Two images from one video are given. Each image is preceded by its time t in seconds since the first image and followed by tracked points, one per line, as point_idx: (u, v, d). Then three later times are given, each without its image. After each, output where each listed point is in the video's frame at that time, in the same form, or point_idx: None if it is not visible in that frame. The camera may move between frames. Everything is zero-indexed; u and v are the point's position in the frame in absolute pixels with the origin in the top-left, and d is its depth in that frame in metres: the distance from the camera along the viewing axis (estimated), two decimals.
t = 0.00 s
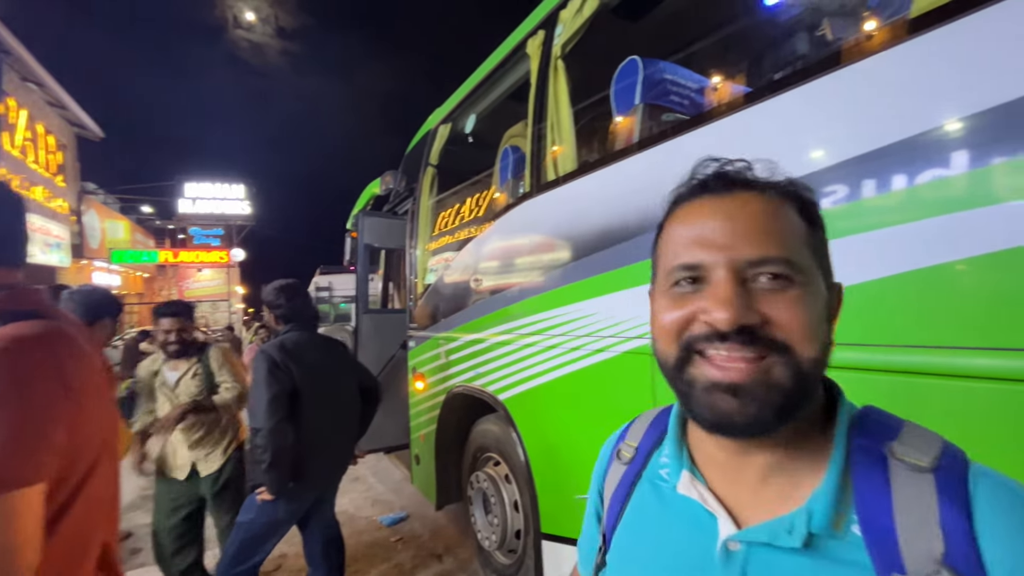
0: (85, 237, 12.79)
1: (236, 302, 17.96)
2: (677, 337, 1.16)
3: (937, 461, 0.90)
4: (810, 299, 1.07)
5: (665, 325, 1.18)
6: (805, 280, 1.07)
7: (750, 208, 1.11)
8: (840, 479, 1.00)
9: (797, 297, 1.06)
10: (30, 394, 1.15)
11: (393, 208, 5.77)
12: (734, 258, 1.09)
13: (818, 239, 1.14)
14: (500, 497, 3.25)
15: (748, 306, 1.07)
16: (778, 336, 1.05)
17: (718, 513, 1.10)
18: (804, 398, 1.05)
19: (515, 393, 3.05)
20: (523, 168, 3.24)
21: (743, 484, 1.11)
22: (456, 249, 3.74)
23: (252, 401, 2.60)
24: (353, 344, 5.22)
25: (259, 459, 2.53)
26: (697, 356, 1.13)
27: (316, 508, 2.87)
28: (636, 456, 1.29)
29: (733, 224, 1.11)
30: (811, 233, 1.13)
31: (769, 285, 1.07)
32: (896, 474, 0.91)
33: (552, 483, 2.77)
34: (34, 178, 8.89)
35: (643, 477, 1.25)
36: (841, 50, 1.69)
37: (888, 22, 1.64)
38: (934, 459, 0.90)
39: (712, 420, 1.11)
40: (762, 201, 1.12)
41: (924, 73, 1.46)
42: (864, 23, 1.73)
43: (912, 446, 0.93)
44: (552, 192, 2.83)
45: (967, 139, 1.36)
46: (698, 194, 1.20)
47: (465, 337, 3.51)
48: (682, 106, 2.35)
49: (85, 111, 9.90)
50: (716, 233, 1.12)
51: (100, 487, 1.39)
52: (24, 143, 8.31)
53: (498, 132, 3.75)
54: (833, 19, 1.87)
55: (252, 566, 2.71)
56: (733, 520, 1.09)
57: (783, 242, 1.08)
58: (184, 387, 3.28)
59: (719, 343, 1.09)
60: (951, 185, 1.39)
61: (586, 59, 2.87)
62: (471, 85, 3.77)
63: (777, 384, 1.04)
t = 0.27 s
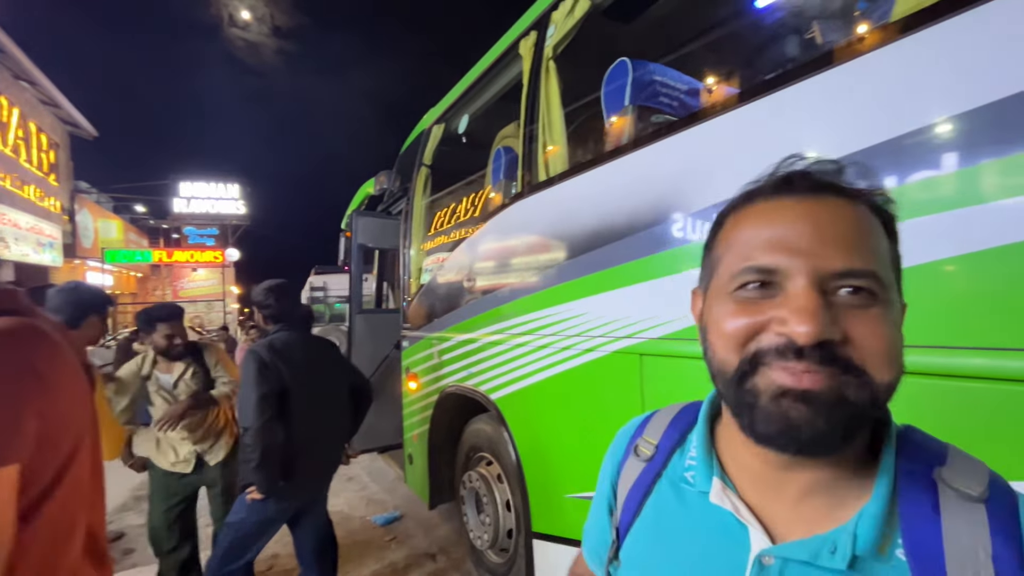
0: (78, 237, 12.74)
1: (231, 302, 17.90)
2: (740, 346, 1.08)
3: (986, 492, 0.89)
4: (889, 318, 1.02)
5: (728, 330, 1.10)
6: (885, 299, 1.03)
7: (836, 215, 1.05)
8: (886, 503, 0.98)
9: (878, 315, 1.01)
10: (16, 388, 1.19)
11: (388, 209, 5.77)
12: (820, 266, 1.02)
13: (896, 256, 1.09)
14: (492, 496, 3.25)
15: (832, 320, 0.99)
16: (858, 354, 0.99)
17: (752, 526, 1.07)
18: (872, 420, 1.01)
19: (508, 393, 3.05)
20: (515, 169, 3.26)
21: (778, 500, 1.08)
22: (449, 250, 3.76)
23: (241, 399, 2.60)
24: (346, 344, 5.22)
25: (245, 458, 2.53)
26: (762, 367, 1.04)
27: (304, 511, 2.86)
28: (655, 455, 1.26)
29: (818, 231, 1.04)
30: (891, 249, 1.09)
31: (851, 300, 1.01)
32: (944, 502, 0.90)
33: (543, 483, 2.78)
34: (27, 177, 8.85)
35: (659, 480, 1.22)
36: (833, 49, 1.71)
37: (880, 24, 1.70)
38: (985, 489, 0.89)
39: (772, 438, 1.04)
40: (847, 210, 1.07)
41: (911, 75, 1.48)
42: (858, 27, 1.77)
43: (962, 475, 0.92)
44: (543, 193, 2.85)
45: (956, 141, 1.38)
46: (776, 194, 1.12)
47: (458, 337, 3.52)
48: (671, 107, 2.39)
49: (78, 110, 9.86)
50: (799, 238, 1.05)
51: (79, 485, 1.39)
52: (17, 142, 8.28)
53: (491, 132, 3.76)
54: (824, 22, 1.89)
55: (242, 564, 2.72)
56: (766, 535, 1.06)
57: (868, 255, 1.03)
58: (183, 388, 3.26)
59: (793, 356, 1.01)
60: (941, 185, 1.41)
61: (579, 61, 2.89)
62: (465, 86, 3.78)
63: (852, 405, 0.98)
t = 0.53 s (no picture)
0: (74, 236, 12.70)
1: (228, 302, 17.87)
2: (724, 341, 1.10)
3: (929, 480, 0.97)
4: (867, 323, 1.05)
5: (715, 324, 1.11)
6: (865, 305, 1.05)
7: (829, 221, 1.06)
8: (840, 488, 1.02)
9: (856, 320, 1.03)
10: (8, 382, 1.19)
11: (383, 209, 5.77)
12: (809, 269, 1.03)
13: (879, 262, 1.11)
14: (485, 496, 3.27)
15: (814, 320, 1.02)
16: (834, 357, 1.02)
17: (719, 510, 1.09)
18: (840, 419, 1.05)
19: (502, 393, 3.05)
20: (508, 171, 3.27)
21: (743, 485, 1.10)
22: (442, 251, 3.79)
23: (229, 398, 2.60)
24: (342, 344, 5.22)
25: (235, 456, 2.54)
26: (743, 363, 1.07)
27: (296, 509, 2.87)
28: (626, 443, 1.26)
29: (810, 236, 1.05)
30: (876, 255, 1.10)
31: (834, 305, 1.03)
32: (893, 489, 0.96)
33: (535, 483, 2.79)
34: (23, 176, 8.83)
35: (627, 470, 1.22)
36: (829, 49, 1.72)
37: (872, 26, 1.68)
38: (928, 478, 0.97)
39: (744, 429, 1.08)
40: (840, 215, 1.07)
41: (905, 76, 1.49)
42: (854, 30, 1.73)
43: (908, 465, 1.00)
44: (535, 194, 2.87)
45: (950, 142, 1.39)
46: (775, 195, 1.12)
47: (451, 337, 3.53)
48: (662, 110, 2.40)
49: (74, 109, 9.83)
50: (792, 241, 1.05)
51: (69, 477, 1.39)
52: (12, 141, 8.26)
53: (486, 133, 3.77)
54: (816, 25, 1.90)
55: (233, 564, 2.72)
56: (732, 518, 1.09)
57: (853, 263, 1.04)
58: (186, 386, 3.30)
59: (774, 355, 1.03)
60: (935, 187, 1.42)
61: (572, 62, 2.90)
62: (459, 87, 3.78)
63: (823, 405, 1.02)
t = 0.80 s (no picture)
0: (86, 236, 12.87)
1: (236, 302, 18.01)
2: (632, 388, 1.10)
3: (826, 457, 0.97)
4: (754, 351, 1.05)
5: (624, 375, 1.11)
6: (751, 335, 1.04)
7: (701, 264, 1.03)
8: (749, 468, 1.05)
9: (743, 353, 1.03)
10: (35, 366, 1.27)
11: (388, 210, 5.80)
12: (689, 320, 1.01)
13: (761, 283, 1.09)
14: (485, 498, 3.27)
15: (700, 368, 1.01)
16: (726, 392, 1.02)
17: (649, 490, 1.14)
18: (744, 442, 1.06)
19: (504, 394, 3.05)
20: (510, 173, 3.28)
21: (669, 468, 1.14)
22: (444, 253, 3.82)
23: (230, 397, 2.62)
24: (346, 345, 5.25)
25: (234, 455, 2.55)
26: (651, 410, 1.08)
27: (295, 508, 2.88)
28: (582, 433, 1.34)
29: (686, 283, 1.02)
30: (755, 277, 1.08)
31: (719, 345, 1.02)
32: (790, 465, 0.97)
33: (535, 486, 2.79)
34: (36, 177, 8.97)
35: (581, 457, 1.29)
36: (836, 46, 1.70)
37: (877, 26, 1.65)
38: (824, 455, 0.97)
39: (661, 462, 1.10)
40: (710, 255, 1.04)
41: (911, 76, 1.48)
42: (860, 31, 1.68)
43: (810, 442, 1.01)
44: (538, 195, 2.87)
45: (959, 142, 1.37)
46: (649, 242, 1.09)
47: (453, 338, 3.54)
48: (664, 112, 2.37)
49: (86, 111, 9.96)
50: (671, 291, 1.03)
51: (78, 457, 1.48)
52: (25, 142, 8.38)
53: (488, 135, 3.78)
54: (821, 27, 1.88)
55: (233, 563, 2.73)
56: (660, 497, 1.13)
57: (733, 301, 1.02)
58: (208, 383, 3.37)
59: (674, 402, 1.03)
60: (944, 189, 1.40)
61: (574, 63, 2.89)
62: (462, 88, 3.80)
63: (724, 438, 1.03)
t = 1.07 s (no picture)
0: (100, 234, 13.03)
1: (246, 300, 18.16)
2: (586, 359, 1.19)
3: (781, 439, 1.01)
4: (696, 324, 1.12)
5: (578, 348, 1.21)
6: (692, 309, 1.11)
7: (644, 245, 1.13)
8: (709, 452, 1.09)
9: (683, 325, 1.10)
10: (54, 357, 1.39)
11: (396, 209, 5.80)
12: (631, 292, 1.11)
13: (706, 264, 1.17)
14: (490, 497, 3.25)
15: (641, 336, 1.10)
16: (667, 360, 1.10)
17: (621, 476, 1.19)
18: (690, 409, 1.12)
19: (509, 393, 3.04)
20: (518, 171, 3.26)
21: (643, 453, 1.19)
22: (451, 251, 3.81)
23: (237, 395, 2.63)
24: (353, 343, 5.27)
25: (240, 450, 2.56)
26: (600, 378, 1.16)
27: (300, 504, 2.88)
28: (567, 425, 1.41)
29: (628, 261, 1.12)
30: (699, 260, 1.16)
31: (660, 317, 1.11)
32: (748, 449, 1.01)
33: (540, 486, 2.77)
34: (50, 174, 9.08)
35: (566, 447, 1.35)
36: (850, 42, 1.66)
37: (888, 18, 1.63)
38: (779, 438, 1.01)
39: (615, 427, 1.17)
40: (652, 238, 1.14)
41: (928, 71, 1.44)
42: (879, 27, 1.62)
43: (767, 425, 1.04)
44: (546, 194, 2.84)
45: (978, 140, 1.33)
46: (601, 229, 1.20)
47: (459, 337, 3.53)
48: (674, 109, 2.32)
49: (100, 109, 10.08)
50: (615, 269, 1.13)
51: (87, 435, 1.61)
52: (41, 140, 8.50)
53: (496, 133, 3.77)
54: (836, 23, 1.84)
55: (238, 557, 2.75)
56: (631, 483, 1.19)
57: (672, 276, 1.11)
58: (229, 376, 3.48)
59: (619, 368, 1.12)
60: (960, 189, 1.36)
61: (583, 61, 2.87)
62: (470, 87, 3.79)
63: (666, 402, 1.10)
